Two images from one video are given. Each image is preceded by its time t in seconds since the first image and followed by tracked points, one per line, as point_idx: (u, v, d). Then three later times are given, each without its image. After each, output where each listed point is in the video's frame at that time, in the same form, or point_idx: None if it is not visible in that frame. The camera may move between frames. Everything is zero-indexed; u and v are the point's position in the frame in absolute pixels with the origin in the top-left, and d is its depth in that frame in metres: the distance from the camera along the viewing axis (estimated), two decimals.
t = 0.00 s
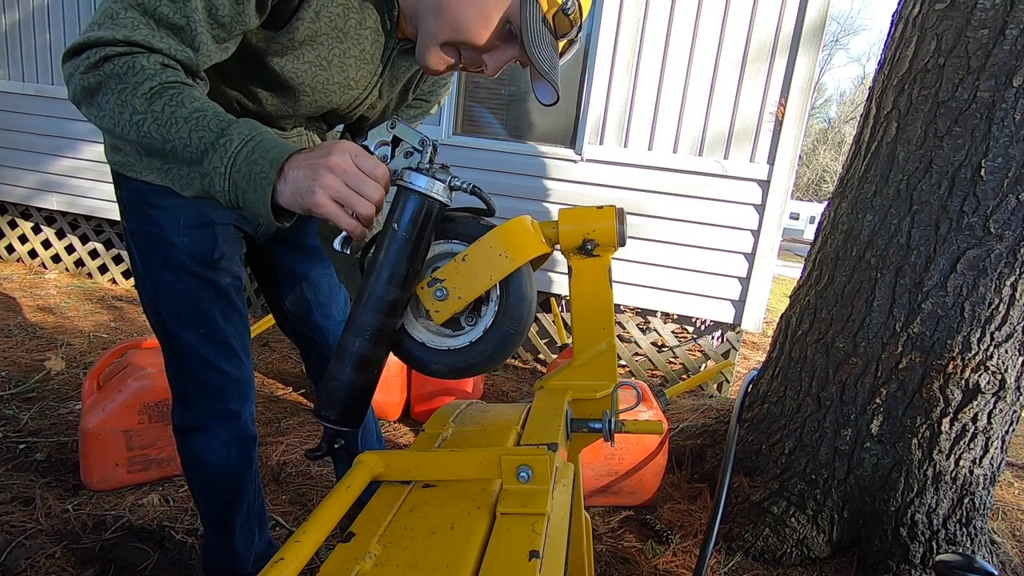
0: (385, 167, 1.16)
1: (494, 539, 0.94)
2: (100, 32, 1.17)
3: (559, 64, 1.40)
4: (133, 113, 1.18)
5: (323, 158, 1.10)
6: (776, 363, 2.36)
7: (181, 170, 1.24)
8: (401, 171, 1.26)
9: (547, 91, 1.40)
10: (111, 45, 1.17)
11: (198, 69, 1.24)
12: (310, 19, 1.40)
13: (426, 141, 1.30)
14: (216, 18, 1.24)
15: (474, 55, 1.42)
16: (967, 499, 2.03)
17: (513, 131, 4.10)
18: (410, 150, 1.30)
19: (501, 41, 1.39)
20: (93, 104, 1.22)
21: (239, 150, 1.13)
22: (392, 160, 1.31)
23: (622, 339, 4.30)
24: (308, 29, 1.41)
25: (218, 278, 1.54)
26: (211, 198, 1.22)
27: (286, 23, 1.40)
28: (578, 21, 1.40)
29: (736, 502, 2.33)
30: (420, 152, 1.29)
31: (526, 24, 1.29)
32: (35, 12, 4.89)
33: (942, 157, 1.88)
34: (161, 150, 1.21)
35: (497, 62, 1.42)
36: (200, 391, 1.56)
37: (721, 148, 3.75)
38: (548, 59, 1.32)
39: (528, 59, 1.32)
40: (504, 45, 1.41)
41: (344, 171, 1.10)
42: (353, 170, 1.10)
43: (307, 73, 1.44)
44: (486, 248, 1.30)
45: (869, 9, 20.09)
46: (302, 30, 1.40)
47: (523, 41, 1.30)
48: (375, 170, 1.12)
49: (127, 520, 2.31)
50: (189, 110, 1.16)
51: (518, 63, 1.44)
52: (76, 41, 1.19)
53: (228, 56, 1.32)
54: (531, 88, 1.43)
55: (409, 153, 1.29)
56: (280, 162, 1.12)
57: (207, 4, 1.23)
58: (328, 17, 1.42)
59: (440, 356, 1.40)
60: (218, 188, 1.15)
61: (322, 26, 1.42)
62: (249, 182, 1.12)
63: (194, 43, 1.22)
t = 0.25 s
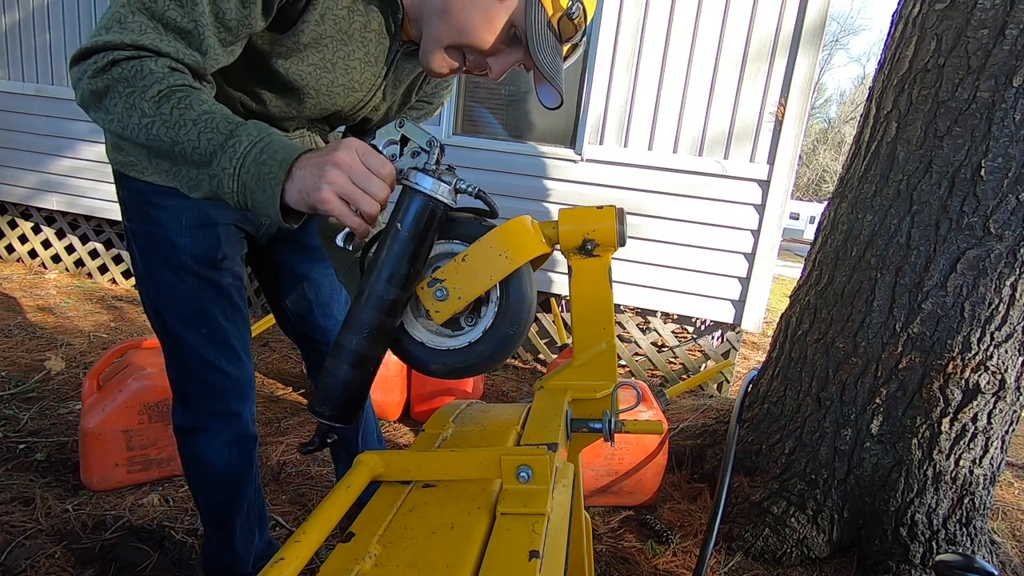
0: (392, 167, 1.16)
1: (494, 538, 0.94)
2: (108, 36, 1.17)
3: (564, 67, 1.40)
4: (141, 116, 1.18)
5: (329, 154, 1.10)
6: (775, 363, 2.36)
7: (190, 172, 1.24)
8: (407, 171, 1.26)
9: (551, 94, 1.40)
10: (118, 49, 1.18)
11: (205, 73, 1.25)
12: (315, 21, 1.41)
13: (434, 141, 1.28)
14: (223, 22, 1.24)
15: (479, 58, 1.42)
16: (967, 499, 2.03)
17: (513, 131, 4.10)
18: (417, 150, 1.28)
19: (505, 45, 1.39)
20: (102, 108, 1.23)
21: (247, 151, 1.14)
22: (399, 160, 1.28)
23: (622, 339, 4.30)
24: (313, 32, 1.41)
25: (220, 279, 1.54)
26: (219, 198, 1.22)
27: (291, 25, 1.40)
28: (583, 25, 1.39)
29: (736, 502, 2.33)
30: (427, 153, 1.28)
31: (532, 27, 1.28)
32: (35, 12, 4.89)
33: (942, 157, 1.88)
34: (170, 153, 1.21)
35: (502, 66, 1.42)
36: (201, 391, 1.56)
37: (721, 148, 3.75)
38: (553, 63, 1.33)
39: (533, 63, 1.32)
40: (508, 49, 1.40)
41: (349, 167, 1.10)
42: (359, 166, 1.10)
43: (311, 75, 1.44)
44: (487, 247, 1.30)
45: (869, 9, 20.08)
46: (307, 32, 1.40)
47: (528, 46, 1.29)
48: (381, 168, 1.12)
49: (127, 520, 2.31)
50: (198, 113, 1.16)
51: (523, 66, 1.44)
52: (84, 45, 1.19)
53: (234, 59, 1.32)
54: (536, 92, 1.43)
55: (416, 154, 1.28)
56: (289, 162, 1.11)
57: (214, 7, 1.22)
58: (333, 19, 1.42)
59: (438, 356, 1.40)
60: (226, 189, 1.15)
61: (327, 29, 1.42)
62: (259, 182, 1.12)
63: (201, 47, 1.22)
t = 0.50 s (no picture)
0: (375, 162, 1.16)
1: (494, 539, 0.94)
2: (100, 18, 1.19)
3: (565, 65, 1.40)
4: (126, 94, 1.19)
5: (312, 144, 1.09)
6: (775, 363, 2.36)
7: (174, 152, 1.23)
8: (400, 174, 1.24)
9: (553, 92, 1.40)
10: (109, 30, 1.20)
11: (194, 60, 1.24)
12: (319, 21, 1.40)
13: (426, 142, 1.29)
14: (216, 16, 1.24)
15: (480, 56, 1.42)
16: (967, 499, 2.03)
17: (513, 131, 4.10)
18: (409, 152, 1.28)
19: (507, 42, 1.39)
20: (91, 88, 1.24)
21: (228, 128, 1.13)
22: (391, 162, 1.28)
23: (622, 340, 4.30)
24: (318, 32, 1.41)
25: (221, 278, 1.54)
26: (201, 179, 1.21)
27: (295, 26, 1.40)
28: (584, 24, 1.39)
29: (736, 502, 2.32)
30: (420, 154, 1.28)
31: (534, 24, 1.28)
32: (35, 12, 4.89)
33: (942, 157, 1.88)
34: (154, 132, 1.21)
35: (503, 64, 1.42)
36: (202, 392, 1.56)
37: (721, 148, 3.75)
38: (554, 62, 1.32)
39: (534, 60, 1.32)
40: (510, 47, 1.40)
41: (330, 160, 1.09)
42: (341, 160, 1.10)
43: (317, 74, 1.45)
44: (487, 248, 1.30)
45: (869, 9, 20.08)
46: (312, 33, 1.40)
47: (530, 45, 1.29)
48: (364, 164, 1.12)
49: (127, 520, 2.31)
50: (181, 90, 1.16)
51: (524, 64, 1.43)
52: (77, 27, 1.22)
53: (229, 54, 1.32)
54: (537, 89, 1.44)
55: (409, 155, 1.28)
56: (267, 141, 1.11)
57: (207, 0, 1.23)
58: (337, 18, 1.42)
59: (439, 356, 1.40)
60: (206, 167, 1.14)
61: (331, 28, 1.42)
62: (238, 159, 1.11)
63: (190, 34, 1.22)
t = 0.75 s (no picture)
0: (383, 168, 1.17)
1: (494, 539, 0.94)
2: (109, 28, 1.18)
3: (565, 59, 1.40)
4: (138, 106, 1.19)
5: (321, 153, 1.10)
6: (776, 363, 2.36)
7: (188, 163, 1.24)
8: (402, 175, 1.25)
9: (552, 86, 1.39)
10: (119, 40, 1.19)
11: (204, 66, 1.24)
12: (321, 18, 1.41)
13: (429, 144, 1.27)
14: (225, 15, 1.24)
15: (481, 50, 1.41)
16: (967, 499, 2.03)
17: (513, 131, 4.10)
18: (412, 154, 1.27)
19: (507, 36, 1.39)
20: (102, 98, 1.24)
21: (241, 143, 1.14)
22: (395, 163, 1.28)
23: (622, 339, 4.30)
24: (320, 28, 1.41)
25: (223, 278, 1.54)
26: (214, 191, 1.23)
27: (296, 23, 1.40)
28: (584, 19, 1.41)
29: (736, 502, 2.32)
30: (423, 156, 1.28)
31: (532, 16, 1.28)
32: (35, 12, 4.89)
33: (942, 157, 1.88)
34: (167, 144, 1.21)
35: (502, 58, 1.41)
36: (204, 391, 1.56)
37: (721, 148, 3.75)
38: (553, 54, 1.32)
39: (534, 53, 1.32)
40: (510, 41, 1.40)
41: (341, 167, 1.09)
42: (350, 168, 1.10)
43: (319, 71, 1.44)
44: (487, 247, 1.30)
45: (869, 9, 20.08)
46: (314, 29, 1.40)
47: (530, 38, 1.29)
48: (372, 171, 1.13)
49: (127, 520, 2.31)
50: (194, 105, 1.16)
51: (524, 59, 1.43)
52: (87, 36, 1.21)
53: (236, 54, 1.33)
54: (536, 85, 1.42)
55: (411, 157, 1.27)
56: (280, 156, 1.11)
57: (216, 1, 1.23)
58: (339, 15, 1.42)
59: (438, 356, 1.40)
60: (220, 181, 1.16)
61: (333, 25, 1.42)
62: (252, 176, 1.12)
63: (200, 40, 1.22)
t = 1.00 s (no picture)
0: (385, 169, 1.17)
1: (494, 539, 0.94)
2: (116, 34, 1.18)
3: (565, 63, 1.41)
4: (146, 113, 1.19)
5: (325, 154, 1.10)
6: (776, 363, 2.36)
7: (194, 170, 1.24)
8: (405, 174, 1.26)
9: (553, 90, 1.41)
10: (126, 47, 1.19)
11: (210, 72, 1.25)
12: (325, 21, 1.41)
13: (432, 144, 1.28)
14: (230, 19, 1.24)
15: (482, 54, 1.42)
16: (967, 499, 2.03)
17: (513, 131, 4.10)
18: (415, 153, 1.28)
19: (509, 41, 1.39)
20: (109, 105, 1.24)
21: (248, 151, 1.14)
22: (397, 162, 1.29)
23: (622, 339, 4.30)
24: (323, 31, 1.41)
25: (223, 278, 1.55)
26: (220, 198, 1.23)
27: (299, 24, 1.40)
28: (584, 23, 1.40)
29: (736, 502, 2.32)
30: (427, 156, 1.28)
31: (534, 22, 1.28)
32: (35, 12, 4.89)
33: (942, 157, 1.88)
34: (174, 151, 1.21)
35: (503, 62, 1.42)
36: (204, 391, 1.56)
37: (721, 148, 3.75)
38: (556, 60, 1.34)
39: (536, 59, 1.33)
40: (511, 45, 1.40)
41: (345, 167, 1.09)
42: (355, 169, 1.10)
43: (322, 73, 1.45)
44: (488, 247, 1.30)
45: (869, 9, 20.09)
46: (318, 32, 1.40)
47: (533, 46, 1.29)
48: (376, 172, 1.13)
49: (127, 520, 2.31)
50: (201, 112, 1.17)
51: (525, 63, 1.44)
52: (94, 43, 1.21)
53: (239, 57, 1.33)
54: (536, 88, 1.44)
55: (414, 156, 1.28)
56: (286, 165, 1.11)
57: (221, 4, 1.23)
58: (341, 17, 1.43)
59: (438, 356, 1.41)
60: (226, 188, 1.15)
61: (335, 28, 1.43)
62: (258, 182, 1.12)
63: (206, 45, 1.22)
